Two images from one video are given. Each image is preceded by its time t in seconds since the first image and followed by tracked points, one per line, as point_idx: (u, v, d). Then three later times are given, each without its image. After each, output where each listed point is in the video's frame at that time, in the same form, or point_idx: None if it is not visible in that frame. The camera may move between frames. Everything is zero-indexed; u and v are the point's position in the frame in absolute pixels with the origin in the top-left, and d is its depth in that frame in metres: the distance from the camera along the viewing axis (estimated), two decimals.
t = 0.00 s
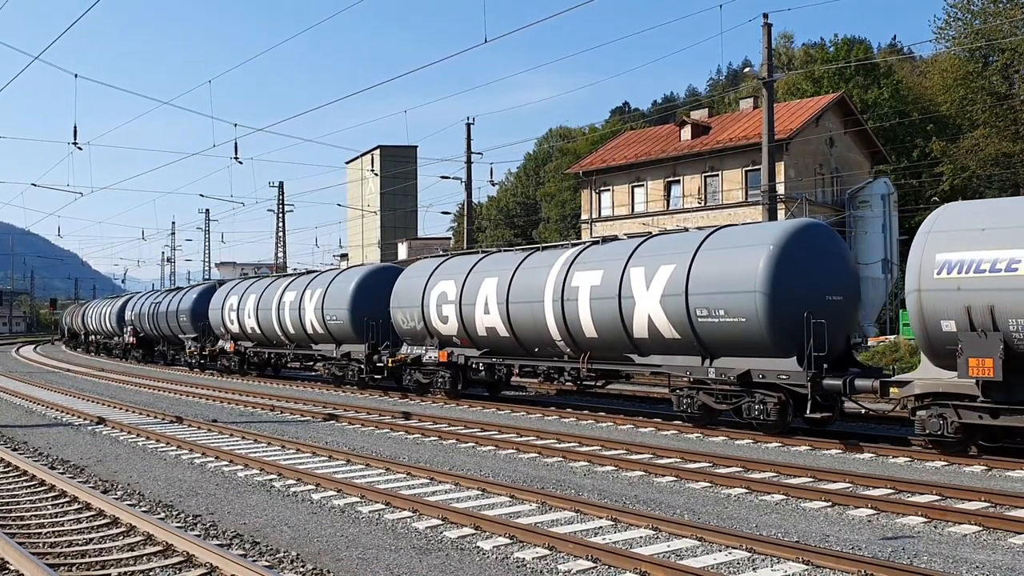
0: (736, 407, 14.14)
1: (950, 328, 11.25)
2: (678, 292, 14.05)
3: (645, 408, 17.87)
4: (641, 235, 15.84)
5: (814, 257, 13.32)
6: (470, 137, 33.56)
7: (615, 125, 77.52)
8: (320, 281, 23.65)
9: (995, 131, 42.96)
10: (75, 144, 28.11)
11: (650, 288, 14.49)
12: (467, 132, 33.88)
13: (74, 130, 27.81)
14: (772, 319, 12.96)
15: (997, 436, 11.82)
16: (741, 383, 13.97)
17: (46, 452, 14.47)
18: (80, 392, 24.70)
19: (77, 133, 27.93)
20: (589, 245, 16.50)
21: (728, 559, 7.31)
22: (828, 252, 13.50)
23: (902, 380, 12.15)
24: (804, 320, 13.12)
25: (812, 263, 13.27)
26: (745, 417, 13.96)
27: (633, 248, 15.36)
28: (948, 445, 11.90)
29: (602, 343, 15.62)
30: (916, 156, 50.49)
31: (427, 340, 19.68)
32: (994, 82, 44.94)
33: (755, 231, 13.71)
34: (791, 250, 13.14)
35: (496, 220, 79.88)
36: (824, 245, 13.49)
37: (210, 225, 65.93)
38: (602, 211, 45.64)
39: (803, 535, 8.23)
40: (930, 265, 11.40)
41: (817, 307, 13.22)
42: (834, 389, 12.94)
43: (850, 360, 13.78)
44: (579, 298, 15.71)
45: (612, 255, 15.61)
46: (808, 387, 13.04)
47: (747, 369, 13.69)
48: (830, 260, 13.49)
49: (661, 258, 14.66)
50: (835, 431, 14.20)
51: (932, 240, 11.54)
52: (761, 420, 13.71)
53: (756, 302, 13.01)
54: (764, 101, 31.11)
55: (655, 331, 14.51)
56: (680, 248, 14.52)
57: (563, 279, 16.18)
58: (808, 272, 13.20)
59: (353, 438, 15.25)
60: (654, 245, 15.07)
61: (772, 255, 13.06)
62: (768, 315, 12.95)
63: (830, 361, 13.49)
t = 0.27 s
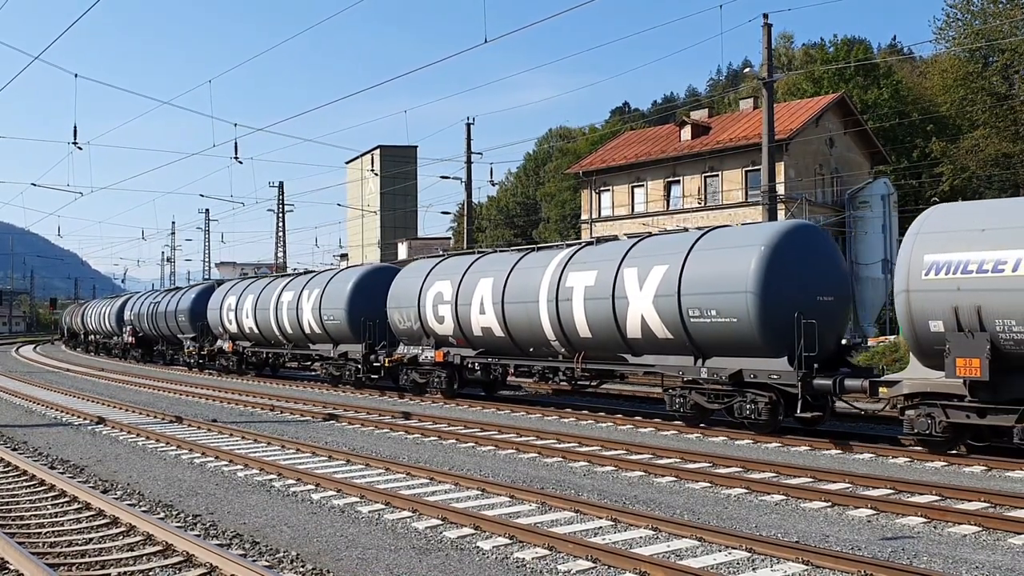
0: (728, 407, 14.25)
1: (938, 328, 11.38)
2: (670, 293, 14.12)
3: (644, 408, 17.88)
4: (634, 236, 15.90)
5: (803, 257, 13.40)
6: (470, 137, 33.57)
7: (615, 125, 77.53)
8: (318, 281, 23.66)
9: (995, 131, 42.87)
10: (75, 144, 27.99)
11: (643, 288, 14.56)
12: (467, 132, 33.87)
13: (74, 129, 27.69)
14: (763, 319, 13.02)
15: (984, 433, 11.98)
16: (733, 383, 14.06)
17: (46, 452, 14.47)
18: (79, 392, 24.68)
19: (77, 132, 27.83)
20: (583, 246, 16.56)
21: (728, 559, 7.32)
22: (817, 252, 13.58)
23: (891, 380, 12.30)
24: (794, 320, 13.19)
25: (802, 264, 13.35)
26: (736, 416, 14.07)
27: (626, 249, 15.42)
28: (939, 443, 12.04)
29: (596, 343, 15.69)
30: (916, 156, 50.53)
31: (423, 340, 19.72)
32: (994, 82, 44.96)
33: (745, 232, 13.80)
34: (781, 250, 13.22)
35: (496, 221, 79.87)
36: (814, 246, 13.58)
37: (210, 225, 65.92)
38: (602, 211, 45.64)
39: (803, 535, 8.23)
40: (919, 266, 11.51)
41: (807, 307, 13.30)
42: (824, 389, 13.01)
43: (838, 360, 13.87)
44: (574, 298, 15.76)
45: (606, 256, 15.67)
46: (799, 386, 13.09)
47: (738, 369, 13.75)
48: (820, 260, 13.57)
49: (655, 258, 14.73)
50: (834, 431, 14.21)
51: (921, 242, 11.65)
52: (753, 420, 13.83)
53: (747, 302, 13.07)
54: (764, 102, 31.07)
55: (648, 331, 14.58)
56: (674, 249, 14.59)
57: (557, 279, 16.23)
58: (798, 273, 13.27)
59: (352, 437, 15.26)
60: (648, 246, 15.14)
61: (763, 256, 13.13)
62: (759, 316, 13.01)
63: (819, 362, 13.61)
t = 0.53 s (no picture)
0: (719, 407, 14.31)
1: (925, 328, 11.43)
2: (662, 293, 14.16)
3: (643, 408, 17.89)
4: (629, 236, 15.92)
5: (794, 258, 13.42)
6: (470, 137, 33.60)
7: (615, 126, 77.58)
8: (315, 281, 23.66)
9: (995, 132, 42.81)
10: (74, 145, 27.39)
11: (636, 289, 14.60)
12: (467, 132, 33.88)
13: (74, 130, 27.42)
14: (753, 320, 13.07)
15: (972, 434, 12.05)
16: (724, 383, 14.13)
17: (45, 452, 14.48)
18: (80, 393, 24.68)
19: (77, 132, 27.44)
20: (578, 246, 16.57)
21: (727, 560, 7.32)
22: (809, 253, 13.60)
23: (879, 380, 12.35)
24: (785, 321, 13.23)
25: (793, 265, 13.38)
26: (728, 416, 14.14)
27: (620, 250, 15.46)
28: (925, 443, 12.11)
29: (589, 343, 15.72)
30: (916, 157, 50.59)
31: (419, 340, 19.75)
32: (993, 83, 44.99)
33: (738, 232, 13.83)
34: (772, 251, 13.25)
35: (496, 221, 79.88)
36: (806, 246, 13.59)
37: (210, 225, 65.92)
38: (602, 211, 45.65)
39: (802, 536, 8.23)
40: (907, 267, 11.57)
41: (799, 308, 13.33)
42: (814, 389, 13.08)
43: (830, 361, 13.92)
44: (568, 298, 15.79)
45: (600, 256, 15.70)
46: (789, 386, 13.16)
47: (729, 369, 13.80)
48: (812, 261, 13.59)
49: (648, 259, 14.76)
50: (833, 432, 14.21)
51: (909, 242, 11.70)
52: (744, 419, 13.90)
53: (737, 303, 13.12)
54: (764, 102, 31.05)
55: (641, 331, 14.62)
56: (667, 249, 14.62)
57: (552, 280, 16.24)
58: (789, 273, 13.30)
59: (352, 438, 15.26)
60: (642, 246, 15.17)
61: (754, 257, 13.17)
62: (749, 316, 13.06)
63: (810, 361, 13.68)
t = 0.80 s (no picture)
0: (711, 406, 14.35)
1: (913, 328, 11.58)
2: (655, 293, 14.18)
3: (642, 408, 17.89)
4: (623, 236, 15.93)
5: (786, 258, 13.47)
6: (470, 137, 33.64)
7: (615, 126, 77.58)
8: (313, 281, 23.66)
9: (995, 132, 42.80)
10: (74, 144, 27.63)
11: (629, 289, 14.62)
12: (467, 131, 33.88)
13: (75, 129, 27.41)
14: (744, 320, 13.12)
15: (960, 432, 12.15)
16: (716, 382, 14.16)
17: (45, 452, 14.48)
18: (80, 392, 24.68)
19: (77, 131, 27.54)
20: (571, 247, 16.58)
21: (727, 559, 7.32)
22: (800, 253, 13.65)
23: (868, 379, 12.42)
24: (774, 321, 13.28)
25: (784, 265, 13.43)
26: (719, 415, 14.16)
27: (613, 250, 15.48)
28: (912, 442, 12.19)
29: (583, 343, 15.73)
30: (916, 157, 50.62)
31: (415, 340, 19.77)
32: (993, 83, 45.01)
33: (730, 232, 13.87)
34: (763, 251, 13.30)
35: (496, 220, 79.87)
36: (797, 246, 13.64)
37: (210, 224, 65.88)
38: (602, 211, 45.64)
39: (802, 536, 8.24)
40: (895, 268, 11.72)
41: (789, 308, 13.39)
42: (804, 388, 13.11)
43: (819, 360, 13.99)
44: (562, 299, 15.80)
45: (594, 256, 15.72)
46: (779, 385, 13.20)
47: (720, 369, 13.83)
48: (803, 262, 13.65)
49: (641, 259, 14.78)
50: (832, 431, 14.20)
51: (897, 244, 11.86)
52: (735, 418, 13.93)
53: (728, 302, 13.17)
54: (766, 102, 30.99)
55: (634, 331, 14.64)
56: (660, 249, 14.64)
57: (546, 280, 16.25)
58: (779, 273, 13.36)
59: (352, 437, 15.26)
60: (635, 246, 15.19)
61: (745, 257, 13.22)
62: (740, 316, 13.10)
63: (800, 360, 13.71)
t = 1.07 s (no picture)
0: (703, 405, 14.38)
1: (901, 328, 11.67)
2: (647, 293, 14.21)
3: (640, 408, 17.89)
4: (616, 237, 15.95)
5: (775, 258, 13.51)
6: (470, 137, 33.64)
7: (615, 126, 77.56)
8: (310, 281, 23.66)
9: (995, 132, 42.78)
10: (73, 144, 27.34)
11: (622, 289, 14.64)
12: (467, 131, 33.89)
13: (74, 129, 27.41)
14: (734, 320, 13.14)
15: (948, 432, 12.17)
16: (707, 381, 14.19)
17: (45, 452, 14.48)
18: (79, 392, 24.69)
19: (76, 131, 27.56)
20: (565, 248, 16.60)
21: (727, 559, 7.32)
22: (789, 253, 13.70)
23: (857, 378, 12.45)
24: (765, 321, 13.31)
25: (773, 265, 13.47)
26: (710, 415, 14.18)
27: (606, 250, 15.50)
28: (901, 441, 12.22)
29: (577, 343, 15.75)
30: (916, 157, 50.61)
31: (411, 340, 19.78)
32: (993, 83, 44.99)
33: (720, 233, 13.91)
34: (753, 252, 13.33)
35: (496, 221, 79.87)
36: (786, 247, 13.69)
37: (210, 223, 65.85)
38: (602, 211, 45.64)
39: (801, 536, 8.24)
40: (882, 269, 11.82)
41: (779, 308, 13.42)
42: (794, 388, 13.14)
43: (809, 359, 14.02)
44: (556, 299, 15.81)
45: (587, 257, 15.74)
46: (769, 385, 13.22)
47: (711, 368, 13.86)
48: (792, 262, 13.69)
49: (634, 259, 14.80)
50: (831, 432, 14.20)
51: (885, 244, 11.97)
52: (726, 417, 13.94)
53: (719, 303, 13.19)
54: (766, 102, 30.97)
55: (627, 331, 14.66)
56: (652, 250, 14.66)
57: (540, 280, 16.26)
58: (769, 274, 13.39)
59: (351, 438, 15.26)
60: (628, 247, 15.21)
61: (735, 257, 13.25)
62: (731, 316, 13.13)
63: (790, 360, 13.74)
